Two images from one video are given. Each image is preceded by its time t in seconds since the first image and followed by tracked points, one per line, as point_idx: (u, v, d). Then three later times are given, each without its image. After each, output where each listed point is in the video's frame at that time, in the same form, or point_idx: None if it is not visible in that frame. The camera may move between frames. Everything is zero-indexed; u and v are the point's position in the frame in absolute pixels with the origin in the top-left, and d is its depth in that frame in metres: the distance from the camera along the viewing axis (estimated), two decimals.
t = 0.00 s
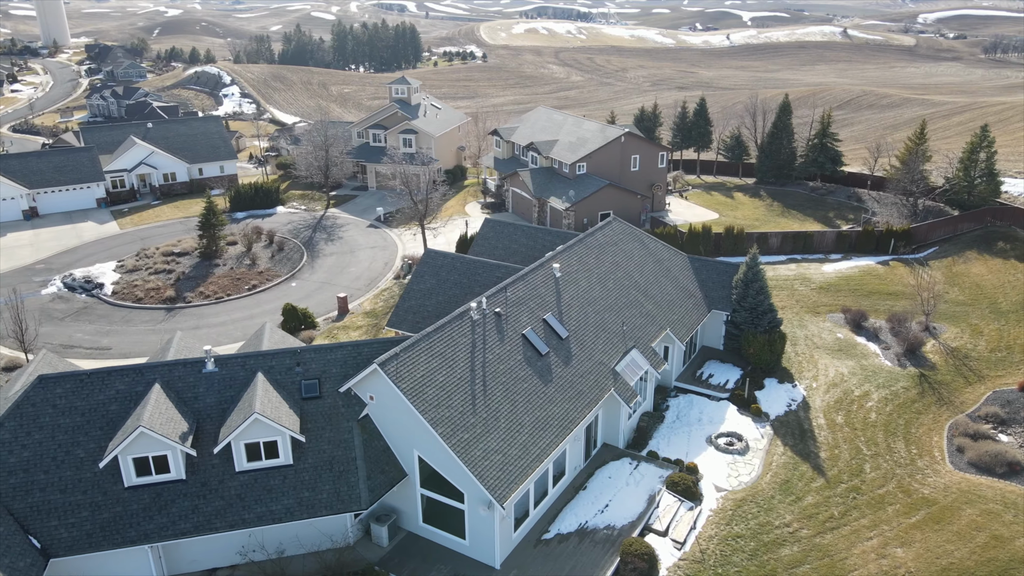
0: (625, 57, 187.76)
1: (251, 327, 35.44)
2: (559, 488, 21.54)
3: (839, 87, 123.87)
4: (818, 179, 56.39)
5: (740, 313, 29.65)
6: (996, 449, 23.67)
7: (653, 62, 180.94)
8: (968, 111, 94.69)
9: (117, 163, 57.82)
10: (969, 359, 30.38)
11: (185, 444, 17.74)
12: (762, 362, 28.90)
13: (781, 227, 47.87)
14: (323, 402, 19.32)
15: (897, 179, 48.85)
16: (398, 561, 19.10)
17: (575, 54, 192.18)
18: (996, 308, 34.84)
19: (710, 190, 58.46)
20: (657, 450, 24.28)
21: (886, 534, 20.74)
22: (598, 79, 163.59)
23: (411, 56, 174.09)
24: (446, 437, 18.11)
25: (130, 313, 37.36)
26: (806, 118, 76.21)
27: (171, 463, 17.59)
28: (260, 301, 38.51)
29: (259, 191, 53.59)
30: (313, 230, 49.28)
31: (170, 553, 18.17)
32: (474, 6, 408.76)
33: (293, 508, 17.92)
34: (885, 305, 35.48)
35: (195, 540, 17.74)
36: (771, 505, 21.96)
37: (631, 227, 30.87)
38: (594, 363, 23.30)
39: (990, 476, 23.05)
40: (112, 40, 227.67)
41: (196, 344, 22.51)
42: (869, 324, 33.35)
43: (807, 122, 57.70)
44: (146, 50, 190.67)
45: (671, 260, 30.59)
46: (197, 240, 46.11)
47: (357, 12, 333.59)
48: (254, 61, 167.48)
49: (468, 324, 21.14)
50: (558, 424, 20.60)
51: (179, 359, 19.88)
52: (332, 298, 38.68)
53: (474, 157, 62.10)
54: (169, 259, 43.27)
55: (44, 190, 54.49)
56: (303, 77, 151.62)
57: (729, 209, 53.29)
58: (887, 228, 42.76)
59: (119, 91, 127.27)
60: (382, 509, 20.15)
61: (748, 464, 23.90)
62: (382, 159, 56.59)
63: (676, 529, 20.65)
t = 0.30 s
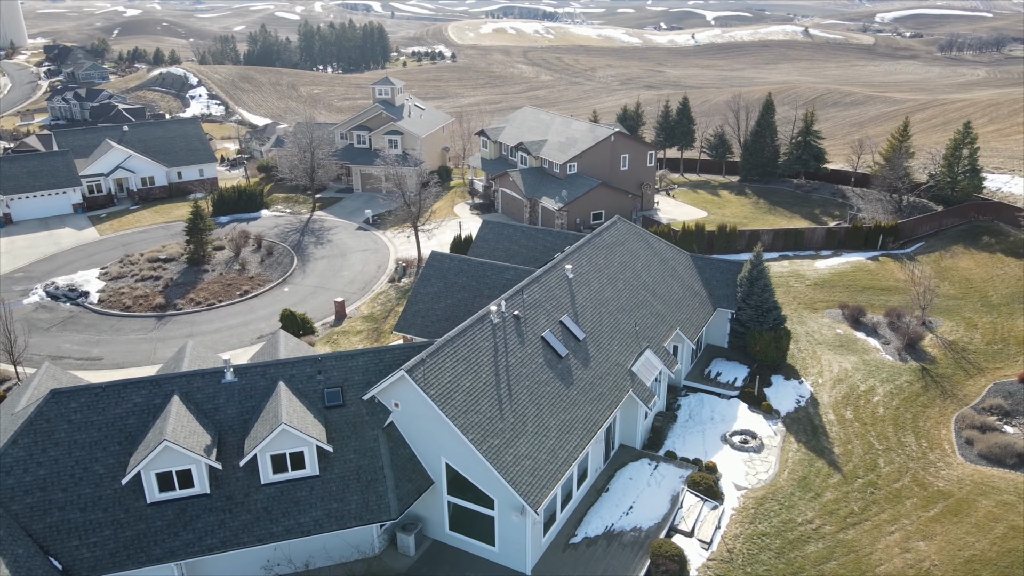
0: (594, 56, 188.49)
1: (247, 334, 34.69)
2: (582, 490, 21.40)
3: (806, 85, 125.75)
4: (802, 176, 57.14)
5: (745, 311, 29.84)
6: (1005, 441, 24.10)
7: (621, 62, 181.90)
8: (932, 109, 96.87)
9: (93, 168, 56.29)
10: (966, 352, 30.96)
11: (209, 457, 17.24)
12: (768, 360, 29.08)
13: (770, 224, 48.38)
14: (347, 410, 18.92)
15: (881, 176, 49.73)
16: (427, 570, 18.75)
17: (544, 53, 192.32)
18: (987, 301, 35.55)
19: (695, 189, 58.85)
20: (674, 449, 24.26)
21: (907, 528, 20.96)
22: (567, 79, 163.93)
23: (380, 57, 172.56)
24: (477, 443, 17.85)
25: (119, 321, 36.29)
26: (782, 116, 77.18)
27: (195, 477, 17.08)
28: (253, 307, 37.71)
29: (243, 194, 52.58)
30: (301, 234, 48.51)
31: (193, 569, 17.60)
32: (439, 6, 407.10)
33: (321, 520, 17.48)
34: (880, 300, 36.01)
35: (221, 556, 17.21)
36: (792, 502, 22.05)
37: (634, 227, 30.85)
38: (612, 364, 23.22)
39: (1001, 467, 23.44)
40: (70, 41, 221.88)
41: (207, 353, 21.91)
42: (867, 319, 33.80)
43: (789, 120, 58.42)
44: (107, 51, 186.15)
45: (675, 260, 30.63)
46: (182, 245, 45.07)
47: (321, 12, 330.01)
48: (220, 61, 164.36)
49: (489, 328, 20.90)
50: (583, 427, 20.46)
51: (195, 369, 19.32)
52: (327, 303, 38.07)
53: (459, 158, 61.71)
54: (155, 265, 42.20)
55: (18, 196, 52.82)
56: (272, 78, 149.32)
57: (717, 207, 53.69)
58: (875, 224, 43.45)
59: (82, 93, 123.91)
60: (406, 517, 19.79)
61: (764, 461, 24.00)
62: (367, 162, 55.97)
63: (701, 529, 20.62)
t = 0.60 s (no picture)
0: (561, 56, 188.96)
1: (242, 342, 33.93)
2: (606, 493, 21.29)
3: (772, 84, 127.55)
4: (785, 174, 57.77)
5: (750, 309, 30.05)
6: (1012, 432, 24.56)
7: (588, 61, 182.61)
8: (897, 107, 98.96)
9: (68, 173, 54.72)
10: (963, 345, 31.53)
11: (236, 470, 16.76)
12: (774, 356, 29.27)
13: (758, 221, 48.85)
14: (373, 419, 18.54)
15: (865, 173, 50.53)
16: None
17: (512, 53, 192.19)
18: (977, 295, 36.27)
19: (680, 187, 59.22)
20: (690, 448, 24.28)
21: (926, 521, 21.22)
22: (535, 78, 164.05)
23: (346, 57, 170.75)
24: (510, 449, 17.62)
25: (107, 330, 35.23)
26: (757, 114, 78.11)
27: (222, 491, 16.58)
28: (247, 314, 36.89)
29: (226, 198, 51.51)
30: (288, 237, 47.70)
31: None
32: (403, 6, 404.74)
33: (352, 532, 17.08)
34: (874, 295, 36.54)
35: (250, 572, 16.72)
36: (812, 499, 22.19)
37: (638, 227, 30.83)
38: (629, 365, 23.14)
39: (1010, 459, 23.88)
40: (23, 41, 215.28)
41: (220, 362, 21.31)
42: (864, 314, 34.26)
43: (771, 119, 59.09)
44: (64, 52, 180.87)
45: (679, 258, 30.69)
46: (168, 252, 43.99)
47: (284, 12, 325.67)
48: (184, 62, 160.77)
49: (511, 332, 20.66)
50: (608, 429, 20.34)
51: (214, 380, 18.76)
52: (322, 308, 37.46)
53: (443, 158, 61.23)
54: (141, 272, 41.11)
55: None
56: (239, 79, 146.63)
57: (704, 205, 54.07)
58: (863, 220, 44.12)
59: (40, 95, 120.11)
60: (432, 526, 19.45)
61: (780, 458, 24.13)
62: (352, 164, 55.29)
63: (727, 528, 20.62)
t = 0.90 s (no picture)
0: (528, 56, 189.04)
1: (238, 350, 33.13)
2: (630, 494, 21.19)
3: (738, 82, 129.08)
4: (768, 172, 58.41)
5: (754, 306, 30.28)
6: (1018, 423, 25.05)
7: (555, 61, 182.97)
8: (862, 105, 100.84)
9: (41, 178, 53.03)
10: (959, 338, 32.14)
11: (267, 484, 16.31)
12: (780, 353, 29.49)
13: (746, 219, 49.31)
14: (401, 427, 18.16)
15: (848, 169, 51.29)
16: None
17: (478, 53, 191.73)
18: (967, 288, 37.01)
19: (665, 186, 59.52)
20: (707, 447, 24.32)
21: (944, 513, 21.51)
22: (503, 78, 163.81)
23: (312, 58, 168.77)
24: (544, 453, 17.41)
25: (96, 340, 34.11)
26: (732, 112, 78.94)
27: (253, 505, 16.11)
28: (240, 321, 36.09)
29: (209, 202, 50.41)
30: (275, 241, 46.82)
31: None
32: (365, 6, 401.63)
33: (387, 543, 16.68)
34: (867, 290, 37.09)
35: None
36: (831, 495, 22.36)
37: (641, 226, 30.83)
38: (647, 366, 23.09)
39: (1017, 449, 24.35)
40: None
41: (235, 372, 20.75)
42: (860, 309, 34.74)
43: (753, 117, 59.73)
44: (16, 53, 174.75)
45: (682, 257, 30.76)
46: (152, 258, 42.87)
47: (245, 12, 320.11)
48: (145, 63, 156.91)
49: (534, 335, 20.47)
50: (633, 430, 20.24)
51: (236, 391, 18.22)
52: (318, 313, 36.80)
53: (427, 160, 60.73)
54: (126, 280, 39.98)
55: None
56: (204, 79, 143.42)
57: (690, 203, 54.41)
58: (850, 217, 44.79)
59: None
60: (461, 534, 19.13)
61: (795, 455, 24.28)
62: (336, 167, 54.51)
63: (752, 527, 20.65)
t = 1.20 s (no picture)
0: (494, 56, 188.78)
1: (236, 358, 32.34)
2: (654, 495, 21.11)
3: (704, 81, 130.45)
4: (751, 169, 59.02)
5: (758, 304, 30.50)
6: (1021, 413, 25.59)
7: (521, 61, 183.02)
8: (828, 104, 102.67)
9: (13, 184, 51.27)
10: (954, 331, 32.78)
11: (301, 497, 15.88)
12: (785, 350, 29.72)
13: (734, 217, 49.76)
14: (431, 434, 17.82)
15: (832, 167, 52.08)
16: None
17: (446, 54, 190.90)
18: (956, 282, 37.77)
19: (649, 185, 59.80)
20: (723, 445, 24.39)
21: (961, 504, 21.84)
22: (470, 78, 163.29)
23: (276, 59, 166.48)
24: (580, 457, 17.22)
25: (86, 351, 33.02)
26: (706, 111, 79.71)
27: (288, 519, 15.67)
28: (234, 328, 35.29)
29: (191, 206, 49.25)
30: (262, 246, 45.92)
31: None
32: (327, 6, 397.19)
33: (424, 553, 16.31)
34: (860, 285, 37.67)
35: None
36: (850, 490, 22.56)
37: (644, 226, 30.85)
38: (665, 366, 23.05)
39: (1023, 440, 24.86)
40: None
41: (252, 382, 20.20)
42: (856, 304, 35.23)
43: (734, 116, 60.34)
44: None
45: (686, 256, 30.84)
46: (137, 265, 41.73)
47: (204, 11, 313.72)
48: (104, 64, 152.42)
49: (558, 337, 20.27)
50: (659, 431, 20.16)
51: (260, 402, 17.73)
52: (314, 318, 36.14)
53: (410, 161, 60.17)
54: (111, 288, 38.83)
55: None
56: (167, 80, 139.77)
57: (677, 201, 54.73)
58: (837, 213, 45.48)
59: None
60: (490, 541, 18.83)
61: (809, 450, 24.46)
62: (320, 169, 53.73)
63: (777, 524, 20.72)
